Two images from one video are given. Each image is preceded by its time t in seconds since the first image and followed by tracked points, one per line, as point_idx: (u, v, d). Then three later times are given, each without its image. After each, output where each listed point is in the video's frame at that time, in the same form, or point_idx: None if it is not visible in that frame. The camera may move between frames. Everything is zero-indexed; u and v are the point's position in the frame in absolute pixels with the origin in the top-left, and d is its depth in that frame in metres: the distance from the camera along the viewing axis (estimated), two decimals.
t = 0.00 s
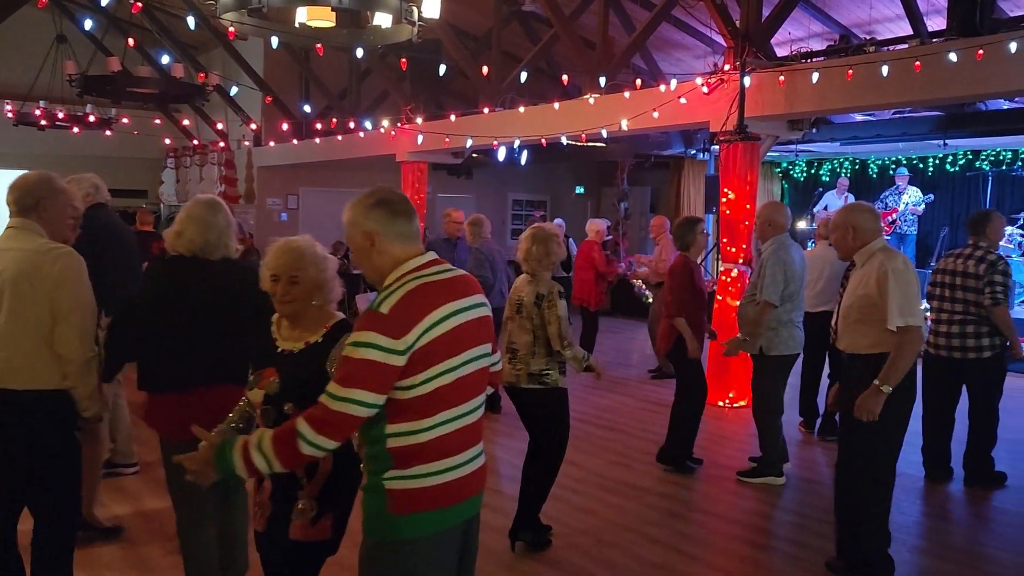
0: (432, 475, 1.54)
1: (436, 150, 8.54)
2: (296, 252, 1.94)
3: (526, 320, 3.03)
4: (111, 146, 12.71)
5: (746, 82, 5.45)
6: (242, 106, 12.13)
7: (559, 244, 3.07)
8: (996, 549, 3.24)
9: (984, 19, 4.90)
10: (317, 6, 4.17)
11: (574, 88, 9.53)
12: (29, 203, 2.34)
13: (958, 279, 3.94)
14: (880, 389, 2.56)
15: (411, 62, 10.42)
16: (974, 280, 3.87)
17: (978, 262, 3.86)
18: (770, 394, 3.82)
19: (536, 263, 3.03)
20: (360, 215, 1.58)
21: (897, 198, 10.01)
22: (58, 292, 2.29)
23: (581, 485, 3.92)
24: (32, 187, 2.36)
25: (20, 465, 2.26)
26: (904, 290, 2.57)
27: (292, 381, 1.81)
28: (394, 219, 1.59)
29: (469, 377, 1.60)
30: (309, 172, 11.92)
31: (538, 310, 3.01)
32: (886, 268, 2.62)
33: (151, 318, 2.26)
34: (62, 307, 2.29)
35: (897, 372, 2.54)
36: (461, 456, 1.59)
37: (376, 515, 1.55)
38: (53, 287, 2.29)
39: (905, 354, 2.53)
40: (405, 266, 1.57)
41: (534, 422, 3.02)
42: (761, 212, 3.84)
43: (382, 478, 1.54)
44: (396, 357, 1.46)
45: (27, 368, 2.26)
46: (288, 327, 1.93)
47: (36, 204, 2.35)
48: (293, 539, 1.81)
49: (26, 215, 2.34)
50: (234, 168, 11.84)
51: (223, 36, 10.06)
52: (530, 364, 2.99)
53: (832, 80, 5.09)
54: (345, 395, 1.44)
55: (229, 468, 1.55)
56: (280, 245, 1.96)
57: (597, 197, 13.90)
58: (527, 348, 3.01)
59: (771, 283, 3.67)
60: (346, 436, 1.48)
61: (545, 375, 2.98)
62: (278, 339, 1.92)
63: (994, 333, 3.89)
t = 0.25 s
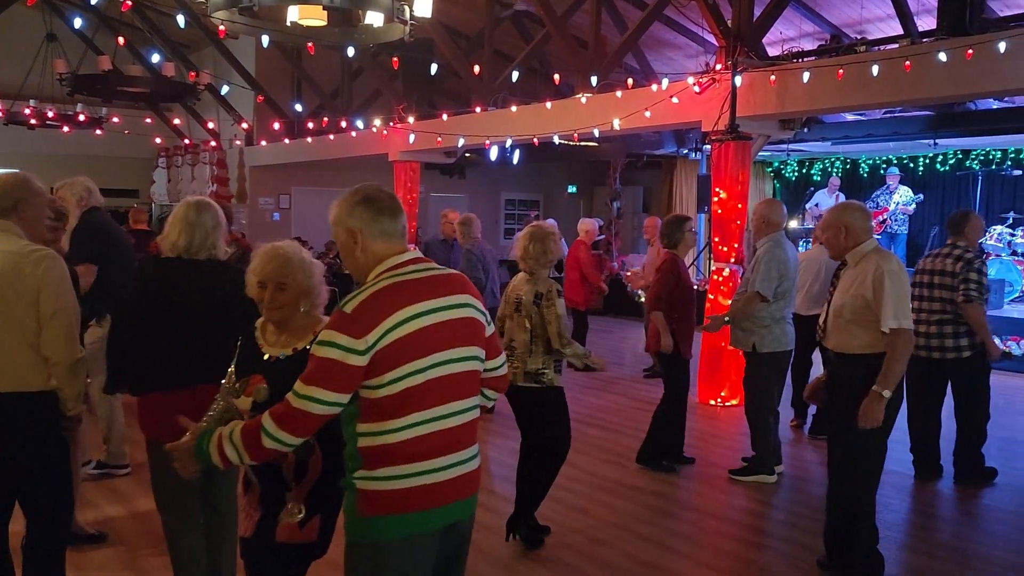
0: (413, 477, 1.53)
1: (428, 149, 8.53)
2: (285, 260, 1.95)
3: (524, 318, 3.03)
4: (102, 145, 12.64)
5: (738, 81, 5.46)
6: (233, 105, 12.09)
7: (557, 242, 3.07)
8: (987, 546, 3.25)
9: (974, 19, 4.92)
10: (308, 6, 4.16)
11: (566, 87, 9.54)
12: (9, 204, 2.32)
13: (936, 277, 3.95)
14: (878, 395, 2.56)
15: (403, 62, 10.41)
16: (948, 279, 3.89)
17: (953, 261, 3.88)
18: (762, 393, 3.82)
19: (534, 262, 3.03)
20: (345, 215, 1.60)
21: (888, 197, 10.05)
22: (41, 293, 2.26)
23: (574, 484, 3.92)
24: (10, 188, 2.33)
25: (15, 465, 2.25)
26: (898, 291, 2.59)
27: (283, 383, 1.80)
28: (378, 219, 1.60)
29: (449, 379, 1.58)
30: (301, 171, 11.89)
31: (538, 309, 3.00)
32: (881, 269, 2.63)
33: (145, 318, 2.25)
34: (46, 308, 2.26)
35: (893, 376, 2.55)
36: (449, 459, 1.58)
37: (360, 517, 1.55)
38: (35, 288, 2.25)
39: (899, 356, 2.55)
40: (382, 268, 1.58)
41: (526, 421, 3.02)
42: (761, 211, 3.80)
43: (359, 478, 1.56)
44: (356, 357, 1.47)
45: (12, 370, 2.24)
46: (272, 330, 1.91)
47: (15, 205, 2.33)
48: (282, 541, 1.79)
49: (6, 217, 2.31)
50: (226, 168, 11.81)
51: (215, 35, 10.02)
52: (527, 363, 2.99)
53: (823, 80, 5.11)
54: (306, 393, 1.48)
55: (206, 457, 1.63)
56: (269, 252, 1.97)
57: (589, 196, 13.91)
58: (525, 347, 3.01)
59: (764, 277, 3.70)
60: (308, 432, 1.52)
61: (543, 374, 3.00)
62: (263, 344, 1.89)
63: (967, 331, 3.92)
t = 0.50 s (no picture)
0: (410, 479, 1.52)
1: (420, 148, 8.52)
2: (289, 257, 1.90)
3: (521, 318, 3.06)
4: (92, 144, 12.57)
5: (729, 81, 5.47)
6: (224, 103, 12.05)
7: (559, 244, 3.05)
8: (975, 543, 3.28)
9: (963, 19, 4.95)
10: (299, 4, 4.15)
11: (558, 86, 9.54)
12: None
13: (922, 275, 3.97)
14: (877, 397, 2.54)
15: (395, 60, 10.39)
16: (937, 276, 3.91)
17: (941, 259, 3.89)
18: (753, 392, 3.84)
19: (534, 262, 3.02)
20: (345, 218, 1.63)
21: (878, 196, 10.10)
22: (30, 285, 2.25)
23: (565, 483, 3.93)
24: None
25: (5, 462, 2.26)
26: (886, 291, 2.58)
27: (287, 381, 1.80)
28: (378, 222, 1.61)
29: (445, 383, 1.57)
30: (292, 170, 11.86)
31: (533, 310, 3.01)
32: (869, 269, 2.63)
33: (144, 317, 2.25)
34: (38, 300, 2.26)
35: (890, 377, 2.54)
36: (449, 461, 1.57)
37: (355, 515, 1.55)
38: (24, 281, 2.24)
39: (891, 358, 2.55)
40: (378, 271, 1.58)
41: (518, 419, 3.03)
42: (748, 211, 3.85)
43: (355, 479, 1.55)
44: (345, 359, 1.47)
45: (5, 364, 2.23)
46: (269, 329, 1.88)
47: None
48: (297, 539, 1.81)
49: None
50: (217, 166, 11.76)
51: (204, 32, 9.98)
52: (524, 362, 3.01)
53: (813, 80, 5.12)
54: (298, 394, 1.49)
55: (206, 461, 1.62)
56: (268, 247, 1.92)
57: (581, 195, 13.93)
58: (521, 347, 3.04)
59: (758, 274, 3.70)
60: (299, 433, 1.52)
61: (538, 374, 3.00)
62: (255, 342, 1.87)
63: (959, 327, 3.94)
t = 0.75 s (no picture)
0: (419, 468, 1.54)
1: (412, 147, 8.50)
2: (311, 253, 1.93)
3: (522, 315, 3.04)
4: (81, 143, 12.51)
5: (721, 79, 5.47)
6: (215, 102, 12.01)
7: (564, 244, 3.08)
8: (966, 540, 3.29)
9: (954, 19, 4.96)
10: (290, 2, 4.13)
11: (550, 85, 9.54)
12: None
13: (923, 274, 4.00)
14: (842, 402, 2.55)
15: (387, 59, 10.37)
16: (940, 276, 3.93)
17: (943, 258, 3.92)
18: (745, 389, 3.84)
19: (537, 260, 3.04)
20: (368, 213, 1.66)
21: (870, 195, 10.14)
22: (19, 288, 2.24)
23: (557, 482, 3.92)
24: None
25: None
26: (865, 295, 2.56)
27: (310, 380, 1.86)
28: (404, 220, 1.63)
29: (455, 376, 1.57)
30: (284, 169, 11.84)
31: (530, 308, 3.00)
32: (850, 271, 2.60)
33: (149, 314, 2.25)
34: (27, 303, 2.25)
35: (859, 384, 2.53)
36: (461, 452, 1.58)
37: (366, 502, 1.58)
38: (13, 285, 2.23)
39: (860, 364, 2.53)
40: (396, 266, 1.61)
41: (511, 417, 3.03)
42: (740, 208, 3.81)
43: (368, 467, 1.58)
44: (356, 347, 1.52)
45: None
46: (278, 319, 1.87)
47: None
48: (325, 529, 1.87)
49: None
50: (208, 165, 11.73)
51: (195, 31, 9.94)
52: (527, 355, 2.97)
53: (805, 79, 5.13)
54: (315, 382, 1.53)
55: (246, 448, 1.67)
56: (287, 241, 1.94)
57: (574, 194, 13.93)
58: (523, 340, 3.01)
59: (746, 271, 3.72)
60: (324, 424, 1.56)
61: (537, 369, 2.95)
62: (262, 334, 1.87)
63: (964, 325, 3.96)
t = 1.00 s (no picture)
0: (455, 462, 1.54)
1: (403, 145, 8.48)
2: (341, 252, 1.97)
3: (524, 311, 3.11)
4: (70, 140, 12.44)
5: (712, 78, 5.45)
6: (205, 100, 11.96)
7: (566, 241, 3.03)
8: (958, 539, 3.28)
9: (945, 18, 4.97)
10: None
11: (541, 83, 9.53)
12: None
13: (924, 274, 4.00)
14: (798, 398, 2.52)
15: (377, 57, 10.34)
16: (944, 276, 3.94)
17: (946, 259, 3.94)
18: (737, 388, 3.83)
19: (541, 259, 3.00)
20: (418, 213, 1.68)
21: (861, 194, 10.16)
22: None
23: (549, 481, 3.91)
24: None
25: None
26: (834, 294, 2.50)
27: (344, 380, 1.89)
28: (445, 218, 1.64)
29: (491, 373, 1.57)
30: (274, 167, 11.78)
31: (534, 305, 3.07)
32: (821, 270, 2.57)
33: (153, 313, 2.25)
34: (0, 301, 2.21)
35: (817, 382, 2.48)
36: (498, 448, 1.58)
37: (400, 491, 1.61)
38: None
39: (824, 364, 2.48)
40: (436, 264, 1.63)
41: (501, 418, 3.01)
42: (728, 208, 3.83)
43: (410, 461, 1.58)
44: (392, 340, 1.53)
45: None
46: (308, 318, 1.90)
47: None
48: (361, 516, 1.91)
49: None
50: (198, 163, 11.68)
51: (185, 28, 9.89)
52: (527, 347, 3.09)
53: (796, 77, 5.13)
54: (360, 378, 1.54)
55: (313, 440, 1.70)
56: (317, 239, 1.96)
57: (566, 193, 13.92)
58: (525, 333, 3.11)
59: (737, 271, 3.72)
60: (375, 421, 1.57)
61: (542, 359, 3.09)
62: (296, 335, 1.87)
63: (964, 326, 3.95)
